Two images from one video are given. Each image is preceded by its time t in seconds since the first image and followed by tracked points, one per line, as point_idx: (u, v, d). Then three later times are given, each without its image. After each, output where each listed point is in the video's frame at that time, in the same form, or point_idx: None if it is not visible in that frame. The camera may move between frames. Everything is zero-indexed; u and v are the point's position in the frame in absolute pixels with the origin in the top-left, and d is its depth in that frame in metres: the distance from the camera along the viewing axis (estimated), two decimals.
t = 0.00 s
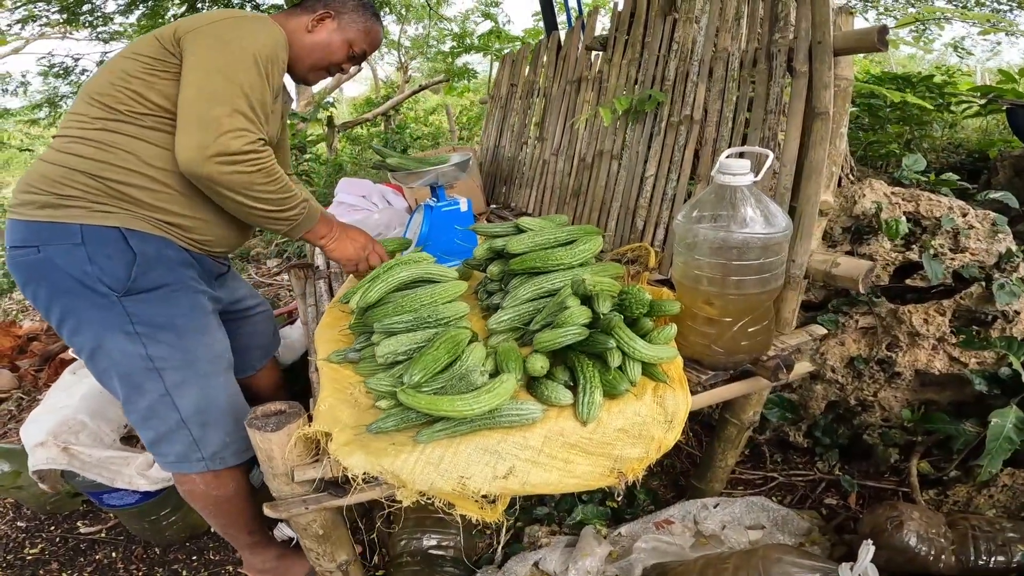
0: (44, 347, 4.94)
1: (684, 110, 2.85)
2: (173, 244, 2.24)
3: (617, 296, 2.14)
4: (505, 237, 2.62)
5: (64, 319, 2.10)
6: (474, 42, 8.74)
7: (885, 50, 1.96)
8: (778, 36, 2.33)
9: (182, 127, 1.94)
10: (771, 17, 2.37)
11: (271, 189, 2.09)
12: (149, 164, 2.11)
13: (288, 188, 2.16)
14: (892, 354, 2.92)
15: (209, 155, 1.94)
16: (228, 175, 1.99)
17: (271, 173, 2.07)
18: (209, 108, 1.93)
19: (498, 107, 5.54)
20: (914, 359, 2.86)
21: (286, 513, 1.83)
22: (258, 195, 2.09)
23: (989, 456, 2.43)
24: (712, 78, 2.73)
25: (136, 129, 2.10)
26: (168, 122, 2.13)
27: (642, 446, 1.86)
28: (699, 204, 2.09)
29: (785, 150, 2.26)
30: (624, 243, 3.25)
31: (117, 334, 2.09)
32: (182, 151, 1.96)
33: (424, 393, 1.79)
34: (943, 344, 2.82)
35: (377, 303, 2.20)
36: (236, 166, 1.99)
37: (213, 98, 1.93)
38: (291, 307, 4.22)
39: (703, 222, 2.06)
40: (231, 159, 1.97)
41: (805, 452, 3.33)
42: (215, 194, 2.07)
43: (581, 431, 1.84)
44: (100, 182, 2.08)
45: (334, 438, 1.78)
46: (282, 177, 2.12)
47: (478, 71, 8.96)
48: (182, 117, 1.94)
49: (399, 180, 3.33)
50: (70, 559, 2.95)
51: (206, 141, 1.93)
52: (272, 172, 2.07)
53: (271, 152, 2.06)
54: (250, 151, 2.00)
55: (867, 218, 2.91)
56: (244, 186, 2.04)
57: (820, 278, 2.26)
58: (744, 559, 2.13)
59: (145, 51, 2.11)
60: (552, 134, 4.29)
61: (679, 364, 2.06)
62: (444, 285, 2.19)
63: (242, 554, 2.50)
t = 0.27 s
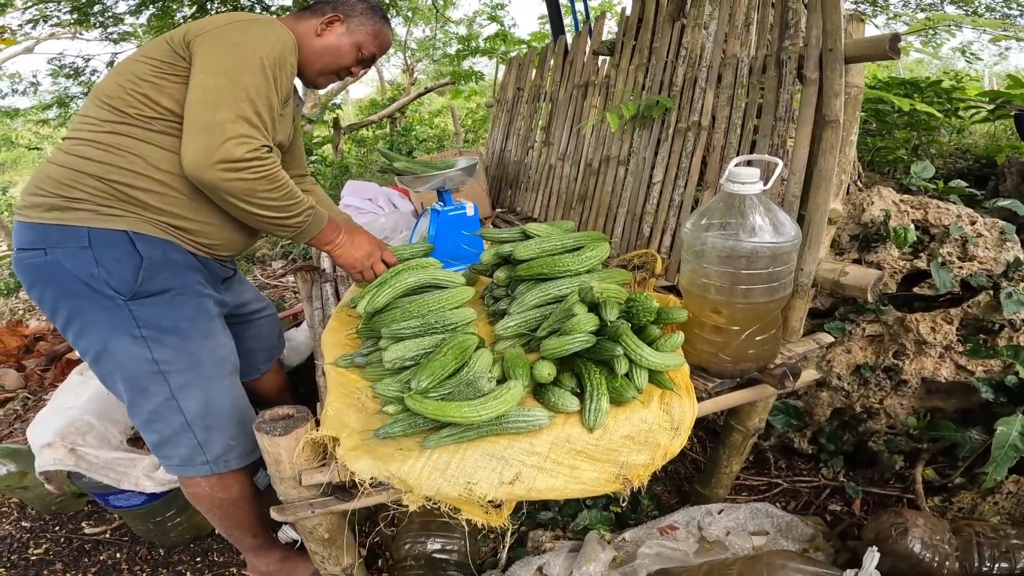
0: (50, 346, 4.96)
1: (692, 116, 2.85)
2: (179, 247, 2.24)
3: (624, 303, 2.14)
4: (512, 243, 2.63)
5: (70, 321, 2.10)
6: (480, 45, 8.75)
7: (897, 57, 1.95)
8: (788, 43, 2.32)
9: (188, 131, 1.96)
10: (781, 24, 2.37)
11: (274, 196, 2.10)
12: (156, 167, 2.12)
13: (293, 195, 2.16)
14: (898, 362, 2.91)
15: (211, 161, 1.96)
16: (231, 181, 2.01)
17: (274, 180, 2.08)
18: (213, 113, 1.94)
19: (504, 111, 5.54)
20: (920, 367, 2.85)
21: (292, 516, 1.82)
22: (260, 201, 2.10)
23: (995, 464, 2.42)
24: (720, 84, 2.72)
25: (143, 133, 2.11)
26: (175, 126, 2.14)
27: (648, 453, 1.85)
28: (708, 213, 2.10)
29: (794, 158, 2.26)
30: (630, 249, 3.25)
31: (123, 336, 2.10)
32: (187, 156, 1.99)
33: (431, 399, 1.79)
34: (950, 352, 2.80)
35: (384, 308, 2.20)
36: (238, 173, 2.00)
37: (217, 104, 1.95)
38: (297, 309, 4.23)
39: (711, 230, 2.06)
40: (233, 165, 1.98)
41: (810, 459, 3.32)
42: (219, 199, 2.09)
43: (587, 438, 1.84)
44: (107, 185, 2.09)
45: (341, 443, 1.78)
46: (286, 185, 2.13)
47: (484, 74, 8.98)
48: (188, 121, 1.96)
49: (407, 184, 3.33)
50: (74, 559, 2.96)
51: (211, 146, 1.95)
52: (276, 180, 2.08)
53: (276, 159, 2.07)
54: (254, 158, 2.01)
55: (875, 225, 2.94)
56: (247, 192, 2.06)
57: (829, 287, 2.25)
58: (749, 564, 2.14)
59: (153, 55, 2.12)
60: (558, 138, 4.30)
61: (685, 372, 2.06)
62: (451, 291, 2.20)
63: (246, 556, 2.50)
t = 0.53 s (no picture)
0: (51, 348, 4.93)
1: (703, 122, 2.83)
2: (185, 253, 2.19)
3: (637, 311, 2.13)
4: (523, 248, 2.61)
5: (76, 328, 2.07)
6: (483, 45, 8.73)
7: (915, 65, 1.95)
8: (803, 50, 2.30)
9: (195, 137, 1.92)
10: (796, 30, 2.35)
11: (282, 204, 2.07)
12: (161, 172, 2.07)
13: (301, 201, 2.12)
14: (907, 368, 2.90)
15: (219, 167, 1.92)
16: (237, 188, 1.97)
17: (282, 187, 2.04)
18: (221, 119, 1.90)
19: (509, 113, 5.53)
20: (930, 373, 2.84)
21: (306, 524, 1.82)
22: (268, 209, 2.06)
23: (1005, 470, 2.41)
24: (732, 90, 2.71)
25: (148, 136, 2.06)
26: (180, 128, 2.08)
27: (661, 461, 1.85)
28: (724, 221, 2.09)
29: (809, 165, 2.25)
30: (638, 254, 3.23)
31: (130, 343, 2.07)
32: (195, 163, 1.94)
33: (446, 407, 1.78)
34: (959, 360, 2.80)
35: (395, 314, 2.18)
36: (246, 180, 1.96)
37: (224, 109, 1.90)
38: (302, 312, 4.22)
39: (727, 238, 2.05)
40: (241, 172, 1.94)
41: (816, 464, 3.31)
42: (227, 206, 2.05)
43: (601, 446, 1.83)
44: (112, 190, 2.04)
45: (355, 451, 1.76)
46: (294, 191, 2.09)
47: (486, 74, 8.96)
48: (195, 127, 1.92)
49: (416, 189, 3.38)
50: (77, 564, 2.93)
51: (218, 152, 1.91)
52: (284, 187, 2.04)
53: (283, 165, 2.03)
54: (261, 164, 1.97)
55: (885, 232, 2.95)
56: (255, 199, 2.01)
57: (843, 295, 2.24)
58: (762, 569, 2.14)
59: (157, 56, 2.07)
60: (564, 141, 4.28)
61: (699, 381, 2.05)
62: (463, 298, 2.18)
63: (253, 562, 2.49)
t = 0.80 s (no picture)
0: (54, 352, 4.88)
1: (721, 134, 2.83)
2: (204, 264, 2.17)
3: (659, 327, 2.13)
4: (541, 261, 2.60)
5: (93, 340, 2.05)
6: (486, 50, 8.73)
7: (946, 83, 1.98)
8: (830, 64, 2.30)
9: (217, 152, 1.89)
10: (822, 45, 2.35)
11: (304, 219, 2.06)
12: (183, 183, 2.04)
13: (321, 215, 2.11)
14: (921, 381, 2.89)
15: (243, 184, 1.91)
16: (261, 204, 1.95)
17: (304, 202, 2.03)
18: (244, 134, 1.87)
19: (516, 120, 5.52)
20: (943, 386, 2.85)
21: (329, 540, 1.79)
22: (291, 224, 2.05)
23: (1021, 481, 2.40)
24: (752, 102, 2.71)
25: (170, 146, 2.03)
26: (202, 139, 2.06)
27: (684, 475, 1.83)
28: (752, 239, 2.09)
29: (834, 181, 2.26)
30: (652, 266, 3.23)
31: (149, 356, 2.05)
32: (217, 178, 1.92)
33: (472, 423, 1.76)
34: (972, 373, 2.80)
35: (415, 328, 2.17)
36: (270, 196, 1.95)
37: (247, 124, 1.88)
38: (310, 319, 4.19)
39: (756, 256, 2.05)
40: (265, 188, 1.93)
41: (827, 473, 3.29)
42: (249, 220, 2.04)
43: (627, 461, 1.82)
44: (132, 200, 2.01)
45: (380, 466, 1.75)
46: (315, 206, 2.08)
47: (489, 79, 8.96)
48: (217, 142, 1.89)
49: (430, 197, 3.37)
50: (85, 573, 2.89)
51: (243, 168, 1.89)
52: (306, 202, 2.03)
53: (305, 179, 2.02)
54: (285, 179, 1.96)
55: (902, 247, 2.94)
56: (277, 215, 2.00)
57: (866, 311, 2.27)
58: None
59: (178, 63, 2.03)
60: (575, 150, 4.28)
61: (721, 396, 2.04)
62: (484, 312, 2.17)
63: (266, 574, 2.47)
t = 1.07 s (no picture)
0: (56, 360, 4.83)
1: (739, 151, 2.86)
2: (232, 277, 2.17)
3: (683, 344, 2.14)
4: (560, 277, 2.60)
5: (118, 353, 2.02)
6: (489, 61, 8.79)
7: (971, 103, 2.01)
8: (853, 83, 2.33)
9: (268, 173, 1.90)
10: (845, 65, 2.38)
11: (349, 239, 2.10)
12: (215, 196, 2.05)
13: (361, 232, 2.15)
14: (934, 396, 2.88)
15: (295, 205, 1.93)
16: (311, 224, 1.98)
17: (350, 223, 2.08)
18: (296, 156, 1.89)
19: (524, 133, 5.55)
20: (955, 401, 2.83)
21: (357, 554, 1.78)
22: (336, 245, 2.09)
23: None
24: (770, 119, 2.74)
25: (204, 158, 2.03)
26: (235, 152, 2.06)
27: (711, 487, 1.81)
28: (778, 259, 2.11)
29: (858, 200, 2.30)
30: (667, 281, 3.25)
31: (175, 370, 2.04)
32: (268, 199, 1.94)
33: (502, 438, 1.75)
34: (983, 387, 2.81)
35: (440, 343, 2.16)
36: (320, 217, 1.98)
37: (299, 145, 1.89)
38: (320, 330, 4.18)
39: (784, 275, 2.06)
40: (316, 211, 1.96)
41: (838, 484, 3.29)
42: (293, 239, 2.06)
43: (654, 474, 1.81)
44: (165, 212, 2.01)
45: (411, 481, 1.74)
46: (358, 225, 2.12)
47: (492, 89, 9.01)
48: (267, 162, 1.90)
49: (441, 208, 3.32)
50: None
51: (296, 190, 1.91)
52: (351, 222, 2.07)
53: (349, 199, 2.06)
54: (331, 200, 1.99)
55: (917, 263, 2.99)
56: (325, 236, 2.04)
57: (888, 328, 2.28)
58: None
59: (215, 75, 2.04)
60: (586, 164, 4.30)
61: (745, 411, 2.04)
62: (508, 328, 2.16)
63: None
